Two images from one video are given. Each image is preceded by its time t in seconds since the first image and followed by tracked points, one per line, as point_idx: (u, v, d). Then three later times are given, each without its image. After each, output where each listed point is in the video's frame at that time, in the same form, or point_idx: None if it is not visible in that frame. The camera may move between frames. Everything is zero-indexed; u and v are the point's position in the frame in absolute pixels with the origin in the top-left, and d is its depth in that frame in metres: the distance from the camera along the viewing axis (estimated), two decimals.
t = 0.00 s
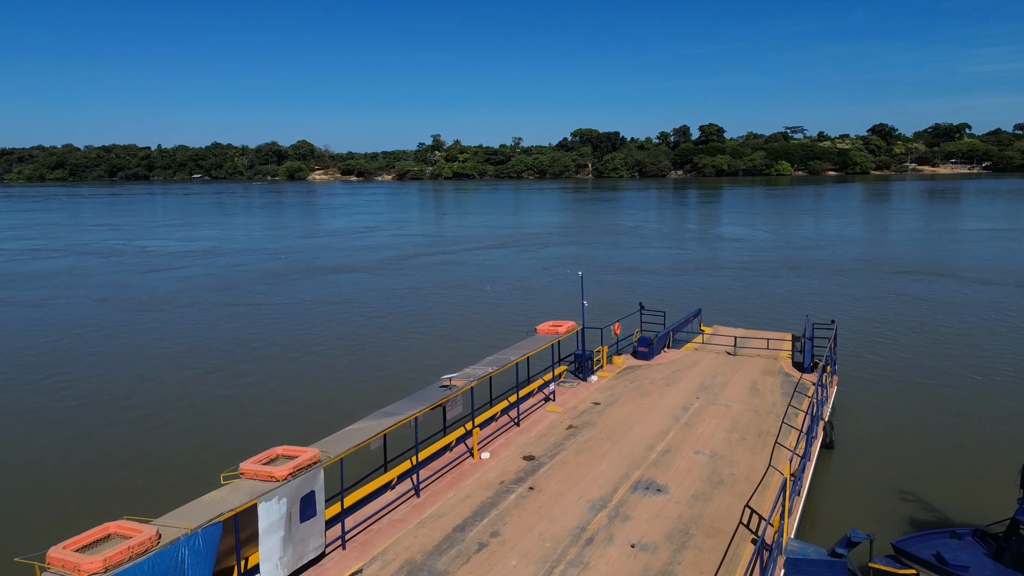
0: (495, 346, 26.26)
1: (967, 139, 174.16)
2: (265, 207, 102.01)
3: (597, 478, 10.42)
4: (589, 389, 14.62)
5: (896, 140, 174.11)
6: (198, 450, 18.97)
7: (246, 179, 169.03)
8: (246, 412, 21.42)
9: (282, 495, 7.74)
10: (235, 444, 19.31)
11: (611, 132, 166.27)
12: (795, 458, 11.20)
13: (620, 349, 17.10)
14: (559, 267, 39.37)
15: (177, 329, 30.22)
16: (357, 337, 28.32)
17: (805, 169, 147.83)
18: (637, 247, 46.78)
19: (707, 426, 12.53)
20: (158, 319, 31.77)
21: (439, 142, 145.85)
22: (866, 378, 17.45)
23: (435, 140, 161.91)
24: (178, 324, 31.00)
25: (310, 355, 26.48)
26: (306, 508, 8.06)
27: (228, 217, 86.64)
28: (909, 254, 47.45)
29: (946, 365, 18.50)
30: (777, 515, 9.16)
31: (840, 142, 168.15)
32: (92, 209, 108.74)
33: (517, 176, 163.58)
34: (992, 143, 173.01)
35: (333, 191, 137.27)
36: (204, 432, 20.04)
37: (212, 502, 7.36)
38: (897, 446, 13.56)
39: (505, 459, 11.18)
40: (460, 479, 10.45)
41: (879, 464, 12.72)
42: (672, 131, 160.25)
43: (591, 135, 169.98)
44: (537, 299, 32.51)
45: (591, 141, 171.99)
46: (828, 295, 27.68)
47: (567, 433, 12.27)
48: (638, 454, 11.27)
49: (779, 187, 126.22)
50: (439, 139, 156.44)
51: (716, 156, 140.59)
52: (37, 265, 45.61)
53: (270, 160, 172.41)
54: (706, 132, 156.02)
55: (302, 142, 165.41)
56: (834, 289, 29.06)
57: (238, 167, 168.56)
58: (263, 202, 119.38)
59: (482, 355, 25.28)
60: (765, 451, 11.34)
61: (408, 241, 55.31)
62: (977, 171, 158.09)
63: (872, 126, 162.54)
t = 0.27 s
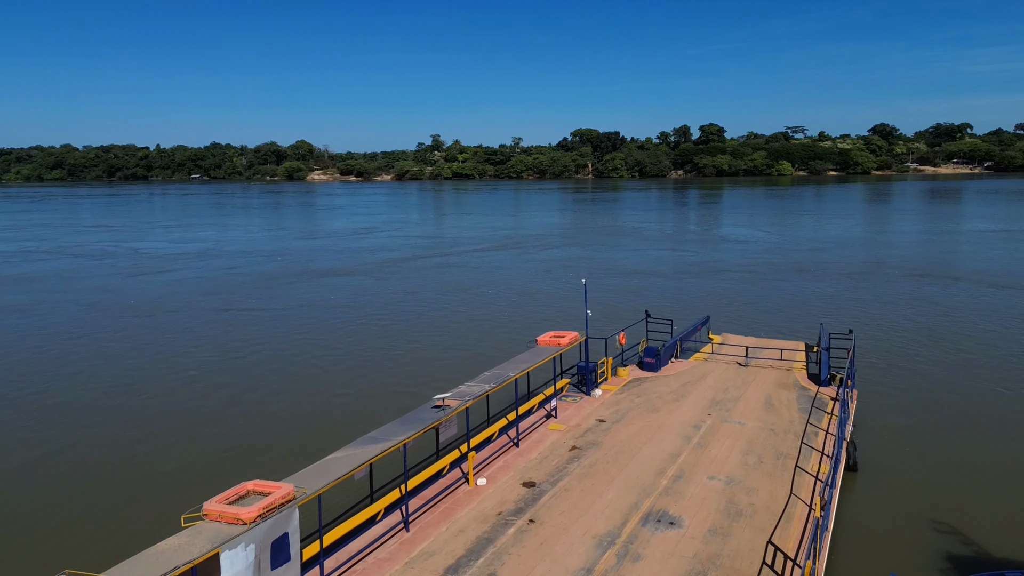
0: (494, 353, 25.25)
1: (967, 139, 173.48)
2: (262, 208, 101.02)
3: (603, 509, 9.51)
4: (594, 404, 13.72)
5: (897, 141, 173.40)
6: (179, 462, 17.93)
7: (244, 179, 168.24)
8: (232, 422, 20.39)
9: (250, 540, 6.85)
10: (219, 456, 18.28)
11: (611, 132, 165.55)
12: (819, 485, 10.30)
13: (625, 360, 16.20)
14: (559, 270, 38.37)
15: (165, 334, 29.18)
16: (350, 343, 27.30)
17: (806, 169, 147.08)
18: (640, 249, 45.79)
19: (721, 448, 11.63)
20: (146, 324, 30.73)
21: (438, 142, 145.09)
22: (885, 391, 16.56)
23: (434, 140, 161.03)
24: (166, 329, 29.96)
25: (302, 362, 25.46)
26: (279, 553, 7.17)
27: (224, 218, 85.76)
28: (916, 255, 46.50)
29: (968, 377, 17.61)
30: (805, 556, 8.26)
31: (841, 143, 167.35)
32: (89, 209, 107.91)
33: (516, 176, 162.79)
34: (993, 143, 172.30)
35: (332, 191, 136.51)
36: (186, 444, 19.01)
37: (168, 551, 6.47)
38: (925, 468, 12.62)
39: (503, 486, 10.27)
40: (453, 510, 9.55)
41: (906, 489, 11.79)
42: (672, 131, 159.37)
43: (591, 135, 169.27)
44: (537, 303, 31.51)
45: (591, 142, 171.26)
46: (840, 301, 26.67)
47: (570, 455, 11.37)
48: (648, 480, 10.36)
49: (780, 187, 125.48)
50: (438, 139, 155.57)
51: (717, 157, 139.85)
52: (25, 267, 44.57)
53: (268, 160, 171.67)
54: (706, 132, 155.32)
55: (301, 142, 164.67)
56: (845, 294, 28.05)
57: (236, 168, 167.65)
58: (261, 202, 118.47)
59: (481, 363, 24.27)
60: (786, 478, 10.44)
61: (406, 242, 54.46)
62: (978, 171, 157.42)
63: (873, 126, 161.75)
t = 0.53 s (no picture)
0: (492, 364, 24.26)
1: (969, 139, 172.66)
2: (260, 208, 100.13)
3: (612, 547, 8.59)
4: (600, 422, 12.81)
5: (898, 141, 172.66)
6: (154, 484, 16.86)
7: (242, 180, 167.38)
8: (214, 439, 19.34)
9: None
10: (198, 478, 17.22)
11: (611, 132, 164.76)
12: (847, 517, 9.39)
13: (629, 373, 15.33)
14: (560, 274, 37.42)
15: (150, 342, 28.17)
16: (342, 351, 26.24)
17: (807, 169, 146.28)
18: (642, 251, 44.83)
19: (738, 472, 10.71)
20: (132, 330, 29.71)
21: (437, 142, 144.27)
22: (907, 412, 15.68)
23: (433, 140, 160.21)
24: (152, 336, 28.93)
25: (291, 372, 24.39)
26: None
27: (221, 218, 84.89)
28: (923, 256, 45.66)
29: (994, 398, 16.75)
30: None
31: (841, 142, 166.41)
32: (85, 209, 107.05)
33: (516, 176, 161.98)
34: (995, 142, 171.50)
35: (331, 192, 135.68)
36: (165, 463, 17.97)
37: None
38: (951, 509, 11.80)
39: (500, 518, 9.36)
40: (445, 549, 8.64)
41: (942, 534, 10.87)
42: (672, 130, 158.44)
43: (591, 135, 168.49)
44: (537, 309, 30.52)
45: (591, 141, 170.43)
46: (852, 308, 25.65)
47: (575, 481, 10.46)
48: (659, 512, 9.44)
49: (781, 187, 124.67)
50: (437, 138, 154.72)
51: (717, 157, 139.04)
52: (14, 270, 43.60)
53: (267, 160, 170.87)
54: (707, 132, 154.53)
55: (300, 142, 163.82)
56: (856, 300, 27.03)
57: (235, 167, 166.78)
58: (260, 202, 117.66)
59: (478, 375, 23.25)
60: (810, 508, 9.51)
61: (404, 243, 53.59)
62: (980, 171, 156.58)
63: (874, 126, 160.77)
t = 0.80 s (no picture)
0: (490, 372, 23.22)
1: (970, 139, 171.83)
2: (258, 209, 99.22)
3: None
4: (606, 444, 11.88)
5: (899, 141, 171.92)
6: (130, 502, 15.83)
7: (241, 180, 166.60)
8: (201, 451, 18.33)
9: None
10: (180, 492, 16.26)
11: (611, 132, 164.00)
12: (882, 557, 8.46)
13: (635, 388, 14.39)
14: (561, 278, 36.38)
15: (135, 349, 27.11)
16: (335, 360, 25.20)
17: (808, 169, 145.47)
18: (645, 254, 43.85)
19: (758, 503, 9.78)
20: (117, 337, 28.67)
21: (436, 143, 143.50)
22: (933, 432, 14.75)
23: (433, 140, 159.31)
24: (137, 343, 27.87)
25: (281, 381, 23.35)
26: None
27: (218, 219, 84.03)
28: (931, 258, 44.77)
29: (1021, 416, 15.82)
30: None
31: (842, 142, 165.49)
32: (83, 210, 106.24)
33: (516, 177, 161.18)
34: (996, 143, 170.67)
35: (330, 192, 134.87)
36: (143, 478, 16.95)
37: None
38: (986, 565, 10.89)
39: (497, 559, 8.42)
40: None
41: None
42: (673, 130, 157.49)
43: (591, 135, 167.73)
44: (537, 314, 29.48)
45: (591, 141, 169.63)
46: (866, 316, 24.60)
47: (579, 514, 9.52)
48: (674, 553, 8.50)
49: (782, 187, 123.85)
50: (437, 138, 153.85)
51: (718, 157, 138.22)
52: (1, 273, 42.55)
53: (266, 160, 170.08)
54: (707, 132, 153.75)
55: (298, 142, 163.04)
56: (870, 307, 25.95)
57: (234, 167, 165.88)
58: (258, 202, 116.77)
59: (475, 385, 22.19)
60: (842, 548, 8.58)
61: (402, 245, 52.73)
62: (982, 171, 155.70)
63: (876, 125, 159.79)
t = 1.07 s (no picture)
0: (490, 385, 22.06)
1: (973, 139, 170.66)
2: (255, 210, 98.06)
3: None
4: (615, 476, 10.83)
5: (901, 141, 170.94)
6: (102, 522, 14.69)
7: (240, 180, 165.72)
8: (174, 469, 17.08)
9: None
10: (154, 510, 15.15)
11: (611, 132, 163.18)
12: None
13: (644, 410, 13.33)
14: (563, 284, 35.23)
15: (117, 358, 25.90)
16: (326, 371, 24.02)
17: (809, 169, 144.49)
18: (648, 258, 42.71)
19: (784, 548, 8.78)
20: (99, 346, 27.45)
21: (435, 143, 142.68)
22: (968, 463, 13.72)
23: (432, 140, 158.25)
24: (120, 352, 26.66)
25: (267, 393, 22.14)
26: None
27: (216, 220, 83.16)
28: (941, 260, 43.70)
29: None
30: None
31: (843, 143, 164.62)
32: (80, 210, 105.34)
33: (516, 177, 160.21)
34: (999, 143, 169.59)
35: (329, 193, 134.01)
36: (117, 495, 15.83)
37: None
38: None
39: None
40: None
41: None
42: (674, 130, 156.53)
43: (591, 135, 166.86)
44: (538, 321, 28.50)
45: (591, 142, 168.71)
46: (884, 327, 23.43)
47: (587, 564, 8.46)
48: None
49: (784, 187, 122.90)
50: (436, 138, 152.82)
51: (719, 157, 137.32)
52: None
53: (265, 160, 169.32)
54: (708, 132, 152.87)
55: (297, 142, 162.12)
56: (887, 316, 24.83)
57: (232, 168, 164.83)
58: (256, 203, 115.72)
59: (473, 399, 21.03)
60: None
61: (400, 248, 51.74)
62: (984, 171, 154.63)
63: (877, 125, 158.89)
